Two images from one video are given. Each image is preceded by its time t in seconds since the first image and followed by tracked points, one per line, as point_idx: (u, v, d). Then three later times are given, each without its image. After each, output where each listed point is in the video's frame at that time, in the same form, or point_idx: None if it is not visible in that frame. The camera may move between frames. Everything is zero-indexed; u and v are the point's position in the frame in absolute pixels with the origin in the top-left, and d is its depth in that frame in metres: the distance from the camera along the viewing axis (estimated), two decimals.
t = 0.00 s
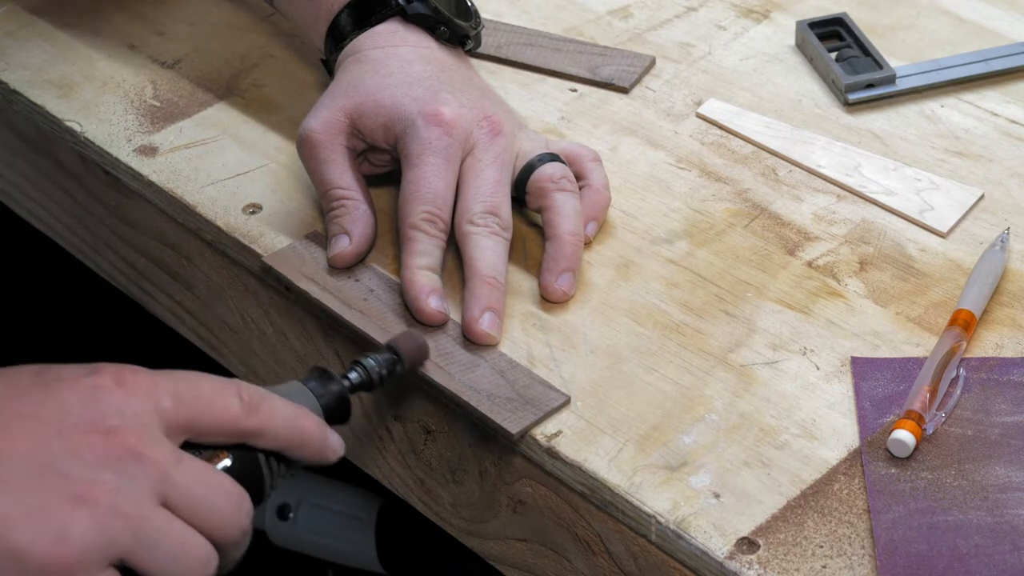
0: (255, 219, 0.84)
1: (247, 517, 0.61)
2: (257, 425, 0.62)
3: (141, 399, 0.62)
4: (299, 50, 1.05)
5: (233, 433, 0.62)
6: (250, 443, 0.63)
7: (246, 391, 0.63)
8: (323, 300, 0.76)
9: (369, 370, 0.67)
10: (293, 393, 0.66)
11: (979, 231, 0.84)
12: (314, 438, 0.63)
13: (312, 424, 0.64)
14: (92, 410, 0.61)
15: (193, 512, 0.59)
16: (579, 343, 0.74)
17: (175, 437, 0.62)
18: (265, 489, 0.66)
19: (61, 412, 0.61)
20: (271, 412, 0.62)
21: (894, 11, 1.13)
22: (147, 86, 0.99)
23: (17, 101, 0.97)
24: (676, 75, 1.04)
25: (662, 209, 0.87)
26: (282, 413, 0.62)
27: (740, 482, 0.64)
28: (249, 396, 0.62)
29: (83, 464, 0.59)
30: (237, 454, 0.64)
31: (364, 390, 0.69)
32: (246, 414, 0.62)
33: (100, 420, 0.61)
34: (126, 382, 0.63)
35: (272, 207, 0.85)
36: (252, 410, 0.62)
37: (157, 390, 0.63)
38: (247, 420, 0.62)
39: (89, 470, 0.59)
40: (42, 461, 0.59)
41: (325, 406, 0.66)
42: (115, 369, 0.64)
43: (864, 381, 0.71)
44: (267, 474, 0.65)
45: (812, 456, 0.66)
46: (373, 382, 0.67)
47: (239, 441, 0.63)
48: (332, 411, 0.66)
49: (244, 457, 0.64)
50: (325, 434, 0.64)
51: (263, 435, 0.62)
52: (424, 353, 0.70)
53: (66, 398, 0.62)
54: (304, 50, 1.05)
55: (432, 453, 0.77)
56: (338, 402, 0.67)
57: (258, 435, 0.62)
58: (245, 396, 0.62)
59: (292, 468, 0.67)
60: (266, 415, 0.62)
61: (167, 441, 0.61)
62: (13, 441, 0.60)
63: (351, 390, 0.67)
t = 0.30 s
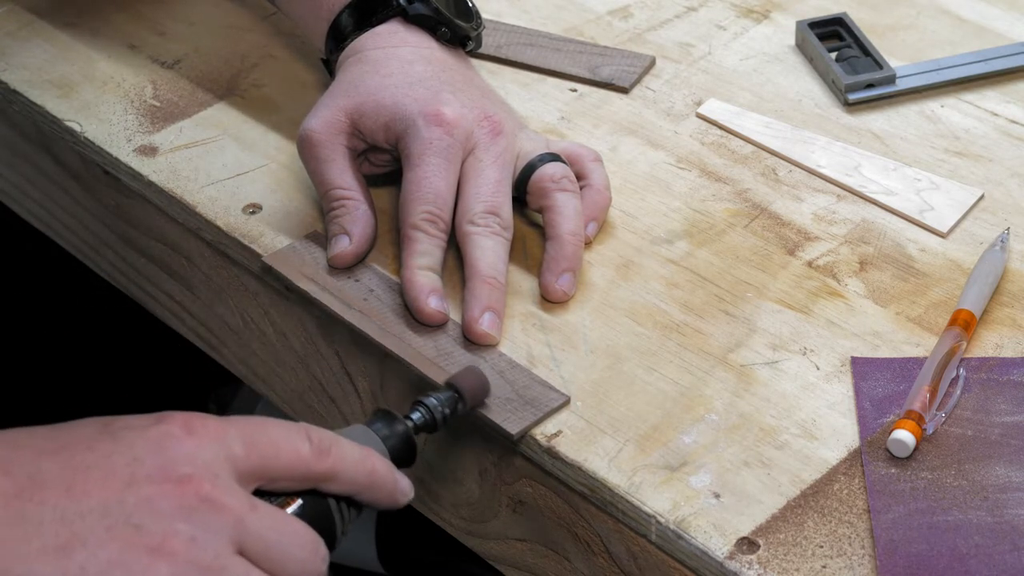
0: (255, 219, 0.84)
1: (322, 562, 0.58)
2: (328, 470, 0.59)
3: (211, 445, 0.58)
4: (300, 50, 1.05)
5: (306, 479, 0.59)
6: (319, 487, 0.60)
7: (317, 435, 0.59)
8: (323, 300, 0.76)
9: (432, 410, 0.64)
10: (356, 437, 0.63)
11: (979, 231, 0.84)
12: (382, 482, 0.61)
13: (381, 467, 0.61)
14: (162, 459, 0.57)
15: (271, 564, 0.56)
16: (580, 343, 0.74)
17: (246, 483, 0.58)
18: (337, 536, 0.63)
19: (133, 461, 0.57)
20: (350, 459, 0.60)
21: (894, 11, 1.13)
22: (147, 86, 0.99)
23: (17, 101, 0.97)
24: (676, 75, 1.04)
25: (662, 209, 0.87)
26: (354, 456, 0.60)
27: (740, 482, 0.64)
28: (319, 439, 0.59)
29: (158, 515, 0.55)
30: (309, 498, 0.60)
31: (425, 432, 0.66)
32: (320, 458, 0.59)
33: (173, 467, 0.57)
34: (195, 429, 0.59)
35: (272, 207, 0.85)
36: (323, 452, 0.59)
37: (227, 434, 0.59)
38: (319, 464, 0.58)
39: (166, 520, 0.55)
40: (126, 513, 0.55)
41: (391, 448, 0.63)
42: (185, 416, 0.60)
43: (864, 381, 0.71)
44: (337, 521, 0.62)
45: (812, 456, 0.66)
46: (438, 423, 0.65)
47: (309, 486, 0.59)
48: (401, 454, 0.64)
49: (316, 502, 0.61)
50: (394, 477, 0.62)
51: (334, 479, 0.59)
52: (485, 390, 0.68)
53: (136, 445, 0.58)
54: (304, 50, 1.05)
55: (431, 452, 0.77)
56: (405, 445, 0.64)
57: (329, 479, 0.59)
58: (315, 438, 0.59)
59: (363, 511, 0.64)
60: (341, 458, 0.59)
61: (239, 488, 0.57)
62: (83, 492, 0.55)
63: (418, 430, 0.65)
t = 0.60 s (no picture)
0: (255, 219, 0.84)
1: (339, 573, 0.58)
2: (346, 481, 0.59)
3: (229, 457, 0.58)
4: (300, 50, 1.05)
5: (324, 491, 0.59)
6: (336, 498, 0.60)
7: (335, 447, 0.60)
8: (324, 300, 0.76)
9: (450, 422, 0.64)
10: (373, 448, 0.63)
11: (979, 231, 0.84)
12: (400, 495, 0.61)
13: (399, 479, 0.61)
14: (178, 470, 0.57)
15: None
16: (580, 343, 0.74)
17: (263, 495, 0.58)
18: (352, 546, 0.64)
19: (149, 472, 0.57)
20: (368, 471, 0.60)
21: (894, 11, 1.13)
22: (147, 86, 0.99)
23: (17, 101, 0.97)
24: (676, 75, 1.04)
25: (662, 209, 0.87)
26: (372, 468, 0.60)
27: (740, 482, 0.64)
28: (336, 450, 0.59)
29: (175, 527, 0.55)
30: (325, 509, 0.61)
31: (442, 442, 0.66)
32: (338, 470, 0.59)
33: (190, 479, 0.56)
34: (213, 440, 0.59)
35: (272, 207, 0.85)
36: (341, 464, 0.59)
37: (245, 445, 0.59)
38: (337, 475, 0.59)
39: (183, 532, 0.54)
40: (143, 525, 0.55)
41: (408, 459, 0.63)
42: (202, 427, 0.59)
43: (864, 381, 0.71)
44: (353, 531, 0.63)
45: (812, 455, 0.66)
46: (454, 434, 0.64)
47: (326, 497, 0.59)
48: (418, 464, 0.64)
49: (332, 513, 0.62)
50: (412, 489, 0.62)
51: (352, 491, 0.59)
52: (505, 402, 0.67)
53: (151, 457, 0.58)
54: (305, 50, 1.05)
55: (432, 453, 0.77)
56: (422, 455, 0.64)
57: (346, 491, 0.59)
58: (333, 450, 0.59)
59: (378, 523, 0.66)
60: (359, 469, 0.59)
61: (257, 500, 0.57)
62: (99, 504, 0.55)
63: (435, 441, 0.65)
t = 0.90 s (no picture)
0: (255, 219, 0.84)
1: (309, 553, 0.59)
2: (316, 462, 0.60)
3: (200, 439, 0.58)
4: (299, 50, 1.05)
5: (295, 471, 0.60)
6: (306, 480, 0.61)
7: (304, 428, 0.61)
8: (323, 300, 0.76)
9: (419, 402, 0.66)
10: (343, 429, 0.64)
11: (979, 231, 0.84)
12: (370, 474, 0.62)
13: (369, 459, 0.62)
14: (150, 453, 0.57)
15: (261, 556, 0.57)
16: (580, 343, 0.74)
17: (233, 476, 0.59)
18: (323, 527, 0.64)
19: (121, 455, 0.57)
20: (339, 450, 0.61)
21: (894, 11, 1.13)
22: (147, 86, 0.99)
23: (17, 101, 0.97)
24: (676, 75, 1.04)
25: (662, 209, 0.87)
26: (342, 448, 0.61)
27: (740, 482, 0.64)
28: (306, 431, 0.60)
29: (147, 510, 0.55)
30: (295, 490, 0.61)
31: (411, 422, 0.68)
32: (308, 450, 0.60)
33: (161, 463, 0.57)
34: (184, 424, 0.59)
35: (272, 207, 0.85)
36: (311, 445, 0.60)
37: (215, 427, 0.59)
38: (307, 456, 0.59)
39: (155, 514, 0.55)
40: (114, 508, 0.55)
41: (379, 439, 0.65)
42: (173, 411, 0.60)
43: (864, 381, 0.71)
44: (324, 512, 0.63)
45: (812, 456, 0.66)
46: (424, 414, 0.66)
47: (296, 478, 0.60)
48: (388, 445, 0.65)
49: (301, 494, 0.62)
50: (381, 469, 0.63)
51: (322, 471, 0.60)
52: (473, 383, 0.69)
53: (122, 440, 0.58)
54: (304, 50, 1.05)
55: (432, 452, 0.77)
56: (392, 434, 0.65)
57: (318, 472, 0.60)
58: (302, 431, 0.60)
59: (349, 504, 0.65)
60: (329, 448, 0.60)
61: (227, 481, 0.58)
62: (70, 487, 0.56)
63: (405, 421, 0.66)
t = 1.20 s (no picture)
0: (255, 219, 0.84)
1: (244, 498, 0.63)
2: (251, 412, 0.63)
3: (137, 390, 0.63)
4: (299, 50, 1.05)
5: (230, 420, 0.63)
6: (241, 429, 0.64)
7: (239, 378, 0.64)
8: (323, 301, 0.76)
9: (351, 353, 0.69)
10: (278, 377, 0.68)
11: (979, 231, 0.84)
12: (304, 422, 0.65)
13: (303, 408, 0.65)
14: (91, 404, 0.62)
15: (195, 501, 0.60)
16: (580, 343, 0.74)
17: (170, 425, 0.63)
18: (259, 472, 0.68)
19: (63, 404, 0.62)
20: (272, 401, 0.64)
21: (894, 11, 1.13)
22: (147, 86, 0.99)
23: (17, 101, 0.97)
24: (676, 75, 1.04)
25: (662, 209, 0.87)
26: (276, 396, 0.64)
27: (740, 482, 0.64)
28: (241, 383, 0.64)
29: (86, 456, 0.60)
30: (232, 439, 0.65)
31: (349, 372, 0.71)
32: (242, 399, 0.63)
33: (102, 413, 0.61)
34: (122, 373, 0.64)
35: (272, 207, 0.85)
36: (245, 397, 0.63)
37: (154, 380, 0.63)
38: (241, 407, 0.63)
39: (95, 460, 0.59)
40: (58, 455, 0.60)
41: (312, 389, 0.68)
42: (113, 362, 0.65)
43: (864, 381, 0.71)
44: (259, 460, 0.67)
45: (812, 456, 0.66)
46: (357, 364, 0.69)
47: (233, 428, 0.64)
48: (321, 393, 0.69)
49: (239, 441, 0.65)
50: (314, 420, 0.66)
51: (257, 422, 0.63)
52: (405, 333, 0.71)
53: (65, 391, 0.63)
54: (304, 50, 1.05)
55: (431, 452, 0.77)
56: (325, 384, 0.69)
57: (253, 422, 0.63)
58: (237, 382, 0.64)
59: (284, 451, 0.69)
60: (262, 396, 0.64)
61: (165, 430, 0.62)
62: (16, 438, 0.61)
63: (338, 371, 0.69)
